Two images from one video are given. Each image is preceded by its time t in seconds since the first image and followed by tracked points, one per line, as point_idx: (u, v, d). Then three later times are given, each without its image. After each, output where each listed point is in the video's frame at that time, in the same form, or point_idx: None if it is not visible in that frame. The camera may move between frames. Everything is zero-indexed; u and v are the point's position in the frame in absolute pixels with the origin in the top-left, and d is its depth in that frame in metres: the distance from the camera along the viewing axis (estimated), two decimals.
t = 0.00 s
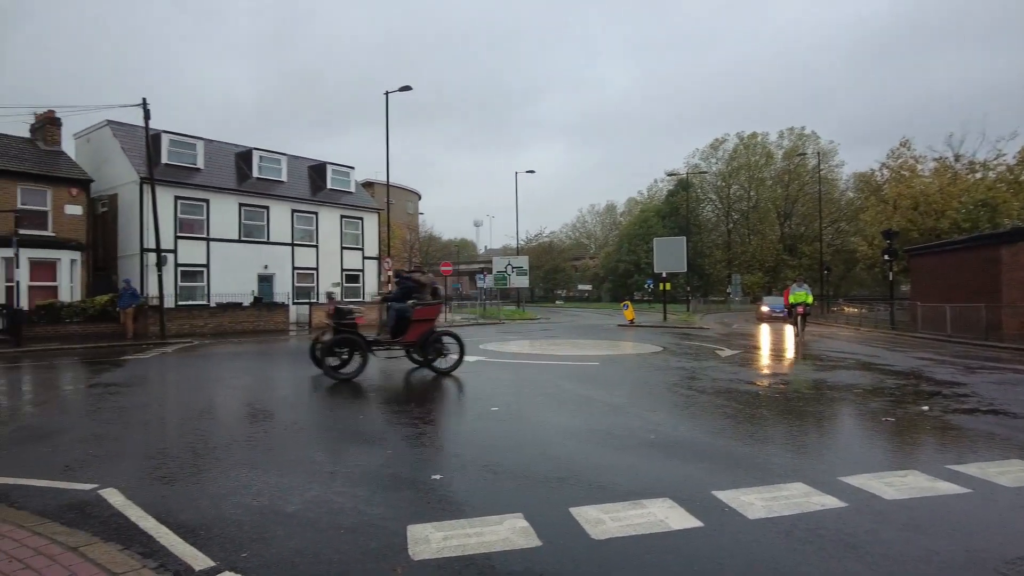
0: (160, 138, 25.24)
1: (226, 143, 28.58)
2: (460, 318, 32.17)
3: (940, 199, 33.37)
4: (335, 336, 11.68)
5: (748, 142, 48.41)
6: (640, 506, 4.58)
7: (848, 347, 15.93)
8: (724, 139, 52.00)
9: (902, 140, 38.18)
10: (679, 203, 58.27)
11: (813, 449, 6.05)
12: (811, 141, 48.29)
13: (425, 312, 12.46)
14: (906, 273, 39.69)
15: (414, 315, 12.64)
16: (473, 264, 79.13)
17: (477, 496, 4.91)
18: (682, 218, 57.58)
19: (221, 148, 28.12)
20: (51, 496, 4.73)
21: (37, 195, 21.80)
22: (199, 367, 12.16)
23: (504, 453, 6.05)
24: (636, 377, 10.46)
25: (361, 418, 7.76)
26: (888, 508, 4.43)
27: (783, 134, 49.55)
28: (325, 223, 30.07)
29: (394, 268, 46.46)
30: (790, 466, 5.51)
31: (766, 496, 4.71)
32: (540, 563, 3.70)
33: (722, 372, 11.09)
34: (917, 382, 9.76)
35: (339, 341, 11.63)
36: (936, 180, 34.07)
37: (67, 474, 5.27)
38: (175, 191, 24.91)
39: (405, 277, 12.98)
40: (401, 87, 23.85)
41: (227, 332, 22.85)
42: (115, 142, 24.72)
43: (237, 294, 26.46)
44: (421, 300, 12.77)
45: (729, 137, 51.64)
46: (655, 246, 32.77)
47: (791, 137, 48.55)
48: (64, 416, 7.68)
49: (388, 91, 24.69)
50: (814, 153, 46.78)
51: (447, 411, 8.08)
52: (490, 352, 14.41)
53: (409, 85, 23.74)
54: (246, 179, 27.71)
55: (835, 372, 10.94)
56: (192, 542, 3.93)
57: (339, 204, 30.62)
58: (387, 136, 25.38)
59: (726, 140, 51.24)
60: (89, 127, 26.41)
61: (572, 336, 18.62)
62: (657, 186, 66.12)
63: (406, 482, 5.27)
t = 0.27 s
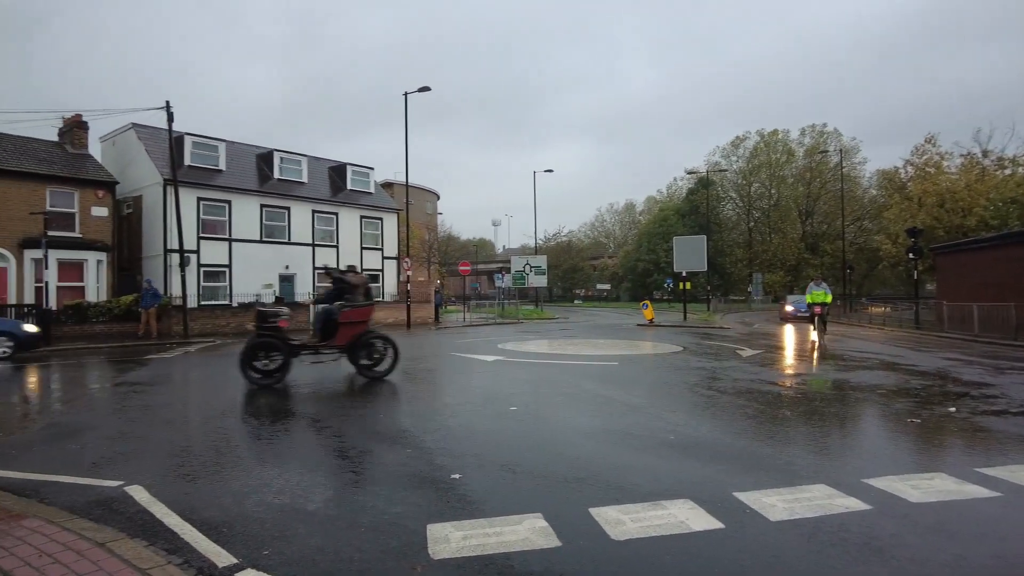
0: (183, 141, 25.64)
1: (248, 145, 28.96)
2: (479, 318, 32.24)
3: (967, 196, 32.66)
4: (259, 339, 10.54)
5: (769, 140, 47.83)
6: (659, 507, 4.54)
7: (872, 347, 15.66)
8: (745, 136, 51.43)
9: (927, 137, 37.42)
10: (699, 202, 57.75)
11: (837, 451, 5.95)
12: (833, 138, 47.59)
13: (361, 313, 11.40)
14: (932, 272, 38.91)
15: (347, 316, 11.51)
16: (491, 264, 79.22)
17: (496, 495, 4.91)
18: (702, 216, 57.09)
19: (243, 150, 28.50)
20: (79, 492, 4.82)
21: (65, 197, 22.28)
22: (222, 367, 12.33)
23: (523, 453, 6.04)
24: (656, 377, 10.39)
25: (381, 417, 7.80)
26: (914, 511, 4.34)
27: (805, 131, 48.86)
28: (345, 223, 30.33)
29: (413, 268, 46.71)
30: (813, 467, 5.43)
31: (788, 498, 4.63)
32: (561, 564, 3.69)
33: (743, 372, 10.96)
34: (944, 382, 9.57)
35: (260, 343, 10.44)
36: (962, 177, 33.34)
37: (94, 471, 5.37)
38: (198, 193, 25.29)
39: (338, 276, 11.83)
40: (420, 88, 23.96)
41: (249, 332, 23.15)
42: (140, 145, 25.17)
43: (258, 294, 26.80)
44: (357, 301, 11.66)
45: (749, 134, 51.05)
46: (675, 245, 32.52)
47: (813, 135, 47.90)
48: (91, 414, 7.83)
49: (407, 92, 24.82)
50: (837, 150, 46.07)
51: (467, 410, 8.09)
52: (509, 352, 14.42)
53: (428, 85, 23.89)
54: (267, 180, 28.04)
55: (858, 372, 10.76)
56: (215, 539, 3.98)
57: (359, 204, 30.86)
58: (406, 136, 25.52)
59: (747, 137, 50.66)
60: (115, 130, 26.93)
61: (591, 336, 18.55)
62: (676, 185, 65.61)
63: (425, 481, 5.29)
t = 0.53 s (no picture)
0: (201, 142, 25.95)
1: (264, 146, 29.25)
2: (493, 317, 32.27)
3: (988, 194, 32.11)
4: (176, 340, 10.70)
5: (785, 138, 47.37)
6: (675, 508, 4.50)
7: (890, 347, 15.45)
8: (761, 134, 50.93)
9: (947, 134, 36.84)
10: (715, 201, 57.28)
11: (855, 452, 5.87)
12: (850, 136, 47.01)
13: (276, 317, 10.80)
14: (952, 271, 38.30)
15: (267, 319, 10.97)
16: (505, 264, 79.23)
17: (510, 495, 4.91)
18: (718, 216, 56.69)
19: (259, 151, 28.78)
20: (99, 490, 4.89)
21: (85, 198, 22.64)
22: (239, 366, 12.44)
23: (537, 453, 6.02)
24: (671, 378, 10.33)
25: (395, 417, 7.83)
26: (934, 514, 4.27)
27: (822, 129, 48.33)
28: (360, 224, 30.51)
29: (427, 268, 46.82)
30: (831, 468, 5.36)
31: (805, 500, 4.58)
32: (575, 565, 3.68)
33: (759, 372, 10.86)
34: (964, 383, 9.42)
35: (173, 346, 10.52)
36: (984, 174, 32.78)
37: (114, 469, 5.44)
38: (215, 194, 25.58)
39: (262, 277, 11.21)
40: (434, 88, 24.05)
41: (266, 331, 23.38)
42: (158, 147, 25.50)
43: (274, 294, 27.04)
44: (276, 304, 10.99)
45: (765, 133, 50.60)
46: (690, 244, 32.28)
47: (830, 132, 47.33)
48: (111, 413, 7.94)
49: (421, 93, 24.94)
50: (854, 148, 45.51)
51: (481, 410, 8.10)
52: (523, 352, 14.42)
53: (442, 86, 23.98)
54: (283, 181, 28.29)
55: (875, 373, 10.62)
56: (232, 537, 4.02)
57: (374, 205, 31.02)
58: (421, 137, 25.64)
59: (763, 135, 50.20)
60: (134, 133, 27.30)
61: (605, 336, 18.49)
62: (691, 184, 65.20)
63: (439, 480, 5.30)
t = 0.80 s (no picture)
0: (212, 144, 26.15)
1: (275, 147, 29.43)
2: (503, 317, 32.28)
3: (1004, 193, 31.68)
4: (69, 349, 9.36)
5: (797, 136, 47.00)
6: (685, 510, 4.48)
7: (904, 347, 15.29)
8: (773, 133, 50.52)
9: (961, 132, 36.40)
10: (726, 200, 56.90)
11: (868, 453, 5.80)
12: (863, 134, 46.55)
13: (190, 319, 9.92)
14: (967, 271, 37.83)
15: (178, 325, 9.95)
16: (516, 264, 79.24)
17: (519, 496, 4.90)
18: (729, 215, 56.36)
19: (270, 152, 28.96)
20: (112, 489, 4.93)
21: (99, 199, 22.88)
22: (250, 366, 12.52)
23: (547, 454, 6.01)
24: (681, 378, 10.29)
25: (406, 417, 7.85)
26: (947, 516, 4.23)
27: (834, 127, 47.91)
28: (370, 224, 30.63)
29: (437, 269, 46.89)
30: (843, 470, 5.31)
31: (817, 501, 4.54)
32: (585, 566, 3.66)
33: (771, 373, 10.78)
34: (981, 384, 9.28)
35: (67, 354, 9.18)
36: (999, 172, 32.35)
37: (127, 468, 5.49)
38: (227, 195, 25.77)
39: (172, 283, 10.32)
40: (444, 89, 24.10)
41: (277, 331, 23.54)
42: (171, 148, 25.72)
43: (285, 294, 27.21)
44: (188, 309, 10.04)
45: (777, 131, 50.23)
46: (701, 244, 32.10)
47: (842, 131, 46.87)
48: (124, 412, 8.01)
49: (431, 93, 25.00)
50: (867, 146, 45.08)
51: (491, 410, 8.10)
52: (533, 352, 14.43)
53: (452, 86, 24.05)
54: (294, 182, 28.46)
55: (888, 373, 10.52)
56: (243, 537, 4.04)
57: (385, 205, 31.13)
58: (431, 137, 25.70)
59: (774, 134, 49.84)
60: (147, 134, 27.56)
61: (615, 336, 18.43)
62: (702, 183, 64.87)
63: (448, 481, 5.30)
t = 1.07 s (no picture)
0: (220, 145, 26.28)
1: (282, 149, 29.55)
2: (509, 317, 32.29)
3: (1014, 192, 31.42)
4: None
5: (805, 136, 46.77)
6: (691, 512, 4.46)
7: (912, 348, 15.20)
8: (780, 133, 50.28)
9: (971, 130, 36.12)
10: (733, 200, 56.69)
11: (876, 455, 5.77)
12: (871, 133, 46.28)
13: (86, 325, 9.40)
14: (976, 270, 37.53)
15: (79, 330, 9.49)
16: (522, 264, 79.26)
17: (524, 497, 4.90)
18: (736, 214, 56.18)
19: (277, 154, 29.07)
20: (120, 489, 4.97)
21: (108, 201, 23.05)
22: (257, 367, 12.57)
23: (552, 455, 6.01)
24: (688, 379, 10.26)
25: (412, 418, 7.86)
26: (955, 519, 4.20)
27: (842, 127, 47.66)
28: (377, 225, 30.71)
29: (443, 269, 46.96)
30: (850, 472, 5.29)
31: (823, 504, 4.52)
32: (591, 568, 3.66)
33: (778, 374, 10.73)
34: (991, 385, 9.20)
35: None
36: (1009, 171, 32.09)
37: (135, 469, 5.52)
38: (234, 196, 25.89)
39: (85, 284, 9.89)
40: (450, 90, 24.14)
41: (284, 332, 23.65)
42: (179, 150, 25.88)
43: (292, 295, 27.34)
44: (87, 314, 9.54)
45: (784, 131, 49.99)
46: (708, 244, 32.00)
47: (850, 130, 46.60)
48: (132, 413, 8.07)
49: (437, 94, 25.05)
50: (875, 145, 44.83)
51: (497, 411, 8.10)
52: (539, 352, 14.44)
53: (458, 87, 24.09)
54: (301, 183, 28.57)
55: (896, 374, 10.47)
56: (249, 538, 4.05)
57: (391, 206, 31.20)
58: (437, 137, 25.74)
59: (782, 133, 49.62)
60: (155, 136, 27.73)
61: (621, 336, 18.39)
62: (709, 183, 64.66)
63: (454, 482, 5.30)
